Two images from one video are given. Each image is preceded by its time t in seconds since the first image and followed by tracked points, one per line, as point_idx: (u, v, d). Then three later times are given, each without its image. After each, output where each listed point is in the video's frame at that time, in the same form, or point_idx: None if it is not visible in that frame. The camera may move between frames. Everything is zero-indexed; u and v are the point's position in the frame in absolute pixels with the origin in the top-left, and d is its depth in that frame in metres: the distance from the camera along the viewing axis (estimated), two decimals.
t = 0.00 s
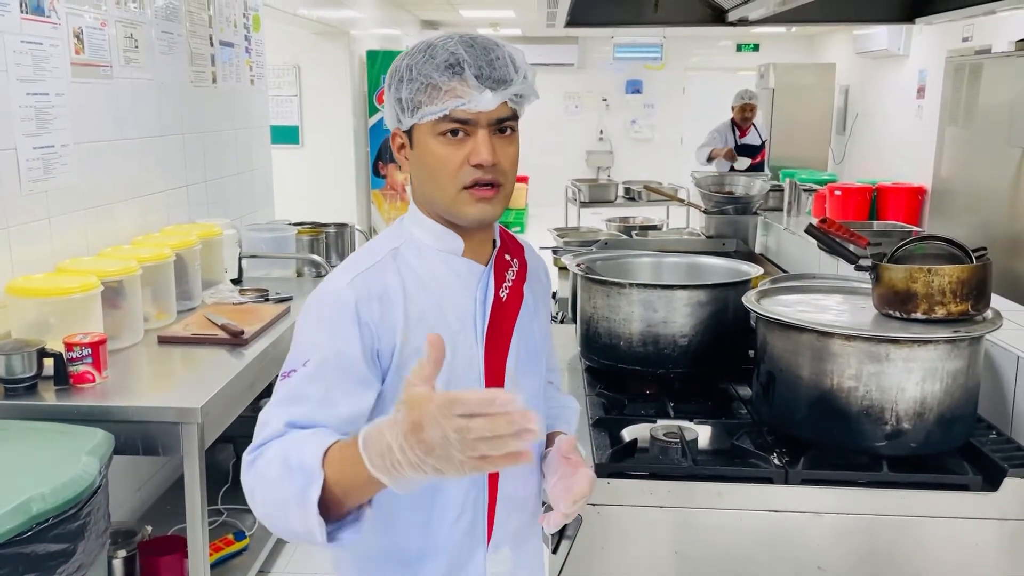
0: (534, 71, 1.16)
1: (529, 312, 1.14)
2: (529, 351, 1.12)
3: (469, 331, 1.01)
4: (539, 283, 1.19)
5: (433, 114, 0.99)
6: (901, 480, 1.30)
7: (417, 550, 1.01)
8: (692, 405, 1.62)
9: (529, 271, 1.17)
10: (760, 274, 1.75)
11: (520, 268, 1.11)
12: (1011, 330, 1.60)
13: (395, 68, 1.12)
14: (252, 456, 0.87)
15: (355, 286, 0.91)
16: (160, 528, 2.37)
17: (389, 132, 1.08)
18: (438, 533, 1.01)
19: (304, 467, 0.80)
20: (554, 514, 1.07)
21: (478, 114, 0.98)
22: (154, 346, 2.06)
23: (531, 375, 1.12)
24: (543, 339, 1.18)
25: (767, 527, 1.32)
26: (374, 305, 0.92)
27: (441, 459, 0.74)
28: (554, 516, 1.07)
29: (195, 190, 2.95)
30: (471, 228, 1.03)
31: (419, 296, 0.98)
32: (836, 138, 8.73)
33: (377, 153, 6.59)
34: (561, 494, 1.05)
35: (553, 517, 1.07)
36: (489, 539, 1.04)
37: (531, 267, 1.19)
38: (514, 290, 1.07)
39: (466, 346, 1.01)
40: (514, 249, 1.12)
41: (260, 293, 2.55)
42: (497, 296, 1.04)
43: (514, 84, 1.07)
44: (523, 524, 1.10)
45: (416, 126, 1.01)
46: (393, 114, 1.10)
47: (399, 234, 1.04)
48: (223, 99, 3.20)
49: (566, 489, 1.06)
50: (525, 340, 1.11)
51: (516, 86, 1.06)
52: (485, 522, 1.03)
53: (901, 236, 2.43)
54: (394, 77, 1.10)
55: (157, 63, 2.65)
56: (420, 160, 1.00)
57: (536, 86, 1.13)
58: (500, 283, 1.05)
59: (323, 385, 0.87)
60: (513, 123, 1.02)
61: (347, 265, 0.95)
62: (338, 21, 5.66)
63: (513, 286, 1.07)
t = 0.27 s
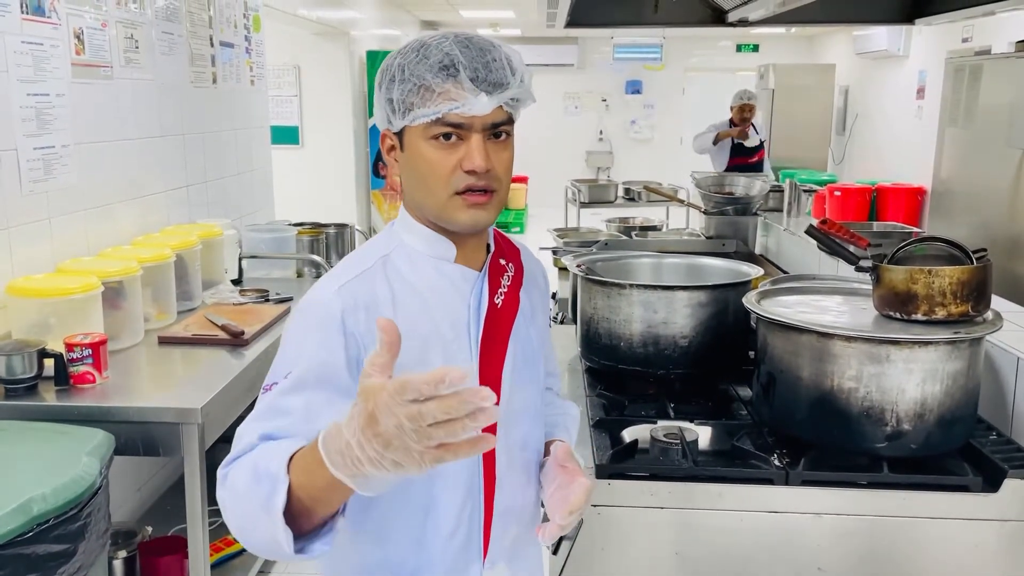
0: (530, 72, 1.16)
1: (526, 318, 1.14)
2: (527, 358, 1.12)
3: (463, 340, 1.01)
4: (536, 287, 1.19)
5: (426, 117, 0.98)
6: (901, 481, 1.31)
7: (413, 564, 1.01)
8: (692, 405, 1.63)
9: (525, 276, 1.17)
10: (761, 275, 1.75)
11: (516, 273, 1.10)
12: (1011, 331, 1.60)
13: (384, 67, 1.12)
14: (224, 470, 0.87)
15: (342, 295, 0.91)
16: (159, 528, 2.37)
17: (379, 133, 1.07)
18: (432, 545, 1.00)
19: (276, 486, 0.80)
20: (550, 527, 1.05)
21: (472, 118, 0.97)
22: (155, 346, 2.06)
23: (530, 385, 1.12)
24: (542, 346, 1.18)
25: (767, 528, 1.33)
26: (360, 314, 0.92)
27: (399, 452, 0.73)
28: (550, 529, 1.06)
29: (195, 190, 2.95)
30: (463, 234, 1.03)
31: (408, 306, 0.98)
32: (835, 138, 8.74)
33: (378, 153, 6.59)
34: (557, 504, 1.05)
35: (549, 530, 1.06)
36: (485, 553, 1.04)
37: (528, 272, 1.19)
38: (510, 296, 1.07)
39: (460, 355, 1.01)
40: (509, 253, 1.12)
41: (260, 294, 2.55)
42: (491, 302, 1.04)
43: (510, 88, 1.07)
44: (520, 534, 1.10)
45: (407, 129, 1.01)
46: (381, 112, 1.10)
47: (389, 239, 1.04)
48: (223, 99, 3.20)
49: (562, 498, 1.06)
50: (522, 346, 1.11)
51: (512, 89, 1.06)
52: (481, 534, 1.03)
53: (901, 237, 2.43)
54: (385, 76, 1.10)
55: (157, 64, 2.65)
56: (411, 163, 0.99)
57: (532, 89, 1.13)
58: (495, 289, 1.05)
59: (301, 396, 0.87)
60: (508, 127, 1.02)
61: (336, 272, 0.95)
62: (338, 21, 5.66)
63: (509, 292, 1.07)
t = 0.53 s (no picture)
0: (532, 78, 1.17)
1: (523, 322, 1.14)
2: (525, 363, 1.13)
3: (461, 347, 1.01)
4: (531, 291, 1.21)
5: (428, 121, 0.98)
6: (900, 481, 1.31)
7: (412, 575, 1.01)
8: (691, 405, 1.63)
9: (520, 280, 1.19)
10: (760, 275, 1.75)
11: (511, 276, 1.12)
12: (1010, 331, 1.61)
13: (386, 67, 1.11)
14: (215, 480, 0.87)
15: (338, 301, 0.90)
16: (159, 527, 2.37)
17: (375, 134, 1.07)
18: (431, 555, 1.01)
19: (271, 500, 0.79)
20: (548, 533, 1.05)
21: (475, 124, 0.97)
22: (154, 345, 2.06)
23: (527, 390, 1.12)
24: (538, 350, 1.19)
25: (767, 527, 1.33)
26: (357, 321, 0.91)
27: (400, 434, 0.73)
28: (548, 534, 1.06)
29: (195, 189, 2.95)
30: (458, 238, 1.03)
31: (404, 312, 0.98)
32: (835, 138, 8.74)
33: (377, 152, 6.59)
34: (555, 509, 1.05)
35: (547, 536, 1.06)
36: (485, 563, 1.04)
37: (522, 276, 1.20)
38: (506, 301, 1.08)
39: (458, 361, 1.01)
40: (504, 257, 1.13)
41: (260, 293, 2.55)
42: (489, 307, 1.05)
43: (513, 95, 1.07)
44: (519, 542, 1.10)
45: (406, 131, 1.00)
46: (381, 113, 1.09)
47: (384, 243, 1.03)
48: (223, 99, 3.20)
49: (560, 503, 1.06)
50: (520, 350, 1.12)
51: (516, 96, 1.07)
52: (482, 543, 1.03)
53: (900, 237, 2.44)
54: (385, 77, 1.09)
55: (157, 63, 2.65)
56: (410, 167, 0.99)
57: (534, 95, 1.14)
58: (492, 294, 1.06)
59: (297, 405, 0.87)
60: (508, 134, 1.02)
61: (329, 277, 0.94)
62: (338, 20, 5.66)
63: (505, 296, 1.09)
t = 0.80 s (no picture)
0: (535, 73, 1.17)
1: (519, 321, 1.15)
2: (523, 361, 1.13)
3: (465, 348, 1.00)
4: (525, 290, 1.21)
5: (434, 121, 0.98)
6: (898, 478, 1.31)
7: None
8: (690, 403, 1.63)
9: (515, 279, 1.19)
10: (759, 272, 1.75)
11: (508, 275, 1.13)
12: (1008, 328, 1.61)
13: (386, 62, 1.10)
14: (225, 496, 0.82)
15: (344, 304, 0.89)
16: (158, 524, 2.37)
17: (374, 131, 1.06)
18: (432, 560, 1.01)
19: (295, 518, 0.75)
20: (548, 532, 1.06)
21: (481, 123, 0.97)
22: (153, 343, 2.06)
23: (525, 388, 1.13)
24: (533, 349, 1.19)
25: (765, 524, 1.33)
26: (364, 324, 0.90)
27: None
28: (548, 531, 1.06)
29: (194, 186, 2.95)
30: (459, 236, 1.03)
31: (411, 314, 0.96)
32: (834, 136, 8.74)
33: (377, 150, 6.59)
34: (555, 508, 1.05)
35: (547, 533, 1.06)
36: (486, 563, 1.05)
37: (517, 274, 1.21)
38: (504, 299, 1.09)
39: (463, 362, 1.00)
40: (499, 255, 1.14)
41: (258, 290, 2.55)
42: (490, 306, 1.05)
43: (518, 93, 1.08)
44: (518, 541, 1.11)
45: (410, 130, 1.00)
46: (382, 111, 1.08)
47: (383, 242, 1.03)
48: (221, 96, 3.20)
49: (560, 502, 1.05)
50: (518, 350, 1.12)
51: (520, 94, 1.07)
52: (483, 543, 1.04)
53: (899, 235, 2.43)
54: (388, 73, 1.08)
55: (155, 60, 2.65)
56: (414, 166, 0.99)
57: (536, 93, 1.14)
58: (492, 293, 1.06)
59: (309, 416, 0.83)
60: (512, 132, 1.03)
61: (331, 280, 0.93)
62: (337, 18, 5.65)
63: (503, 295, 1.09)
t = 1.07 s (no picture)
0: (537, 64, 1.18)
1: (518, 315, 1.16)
2: (522, 355, 1.14)
3: (470, 343, 1.00)
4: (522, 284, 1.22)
5: (444, 108, 0.98)
6: (897, 474, 1.31)
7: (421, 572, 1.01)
8: (688, 399, 1.63)
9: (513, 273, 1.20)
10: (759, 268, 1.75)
11: (507, 270, 1.14)
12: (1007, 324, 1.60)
13: (391, 54, 1.10)
14: (253, 501, 0.82)
15: (353, 302, 0.89)
16: (156, 521, 2.37)
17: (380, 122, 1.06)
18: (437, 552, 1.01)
19: (327, 514, 0.76)
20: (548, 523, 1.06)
21: (490, 111, 0.97)
22: (151, 339, 2.06)
23: (525, 382, 1.14)
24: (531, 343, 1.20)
25: (764, 520, 1.32)
26: (374, 322, 0.90)
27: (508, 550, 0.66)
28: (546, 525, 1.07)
29: (192, 183, 2.95)
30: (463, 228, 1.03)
31: (419, 310, 0.96)
32: (833, 133, 8.74)
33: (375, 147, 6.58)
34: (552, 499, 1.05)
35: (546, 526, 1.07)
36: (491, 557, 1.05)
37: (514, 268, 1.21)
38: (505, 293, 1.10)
39: (469, 357, 1.00)
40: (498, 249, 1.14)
41: (257, 287, 2.55)
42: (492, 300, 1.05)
43: (524, 80, 1.09)
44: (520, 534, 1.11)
45: (419, 120, 0.99)
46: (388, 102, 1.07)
47: (386, 238, 1.02)
48: (219, 92, 3.19)
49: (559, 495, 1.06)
50: (519, 344, 1.13)
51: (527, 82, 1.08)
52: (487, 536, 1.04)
53: (898, 231, 2.43)
54: (394, 64, 1.08)
55: (153, 56, 2.64)
56: (422, 156, 0.98)
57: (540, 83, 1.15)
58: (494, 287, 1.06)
59: (327, 416, 0.83)
60: (519, 121, 1.03)
61: (336, 279, 0.92)
62: (335, 15, 5.64)
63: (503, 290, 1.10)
